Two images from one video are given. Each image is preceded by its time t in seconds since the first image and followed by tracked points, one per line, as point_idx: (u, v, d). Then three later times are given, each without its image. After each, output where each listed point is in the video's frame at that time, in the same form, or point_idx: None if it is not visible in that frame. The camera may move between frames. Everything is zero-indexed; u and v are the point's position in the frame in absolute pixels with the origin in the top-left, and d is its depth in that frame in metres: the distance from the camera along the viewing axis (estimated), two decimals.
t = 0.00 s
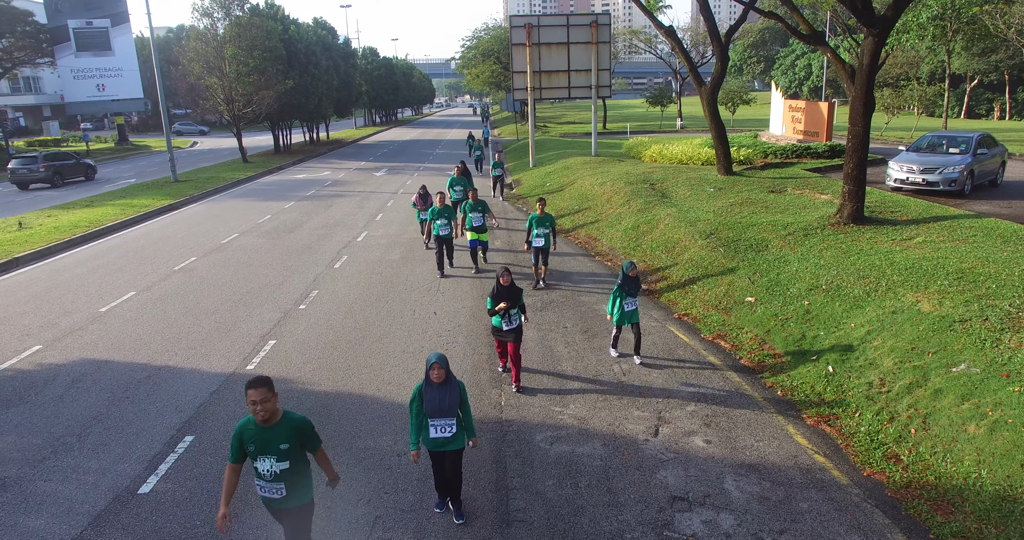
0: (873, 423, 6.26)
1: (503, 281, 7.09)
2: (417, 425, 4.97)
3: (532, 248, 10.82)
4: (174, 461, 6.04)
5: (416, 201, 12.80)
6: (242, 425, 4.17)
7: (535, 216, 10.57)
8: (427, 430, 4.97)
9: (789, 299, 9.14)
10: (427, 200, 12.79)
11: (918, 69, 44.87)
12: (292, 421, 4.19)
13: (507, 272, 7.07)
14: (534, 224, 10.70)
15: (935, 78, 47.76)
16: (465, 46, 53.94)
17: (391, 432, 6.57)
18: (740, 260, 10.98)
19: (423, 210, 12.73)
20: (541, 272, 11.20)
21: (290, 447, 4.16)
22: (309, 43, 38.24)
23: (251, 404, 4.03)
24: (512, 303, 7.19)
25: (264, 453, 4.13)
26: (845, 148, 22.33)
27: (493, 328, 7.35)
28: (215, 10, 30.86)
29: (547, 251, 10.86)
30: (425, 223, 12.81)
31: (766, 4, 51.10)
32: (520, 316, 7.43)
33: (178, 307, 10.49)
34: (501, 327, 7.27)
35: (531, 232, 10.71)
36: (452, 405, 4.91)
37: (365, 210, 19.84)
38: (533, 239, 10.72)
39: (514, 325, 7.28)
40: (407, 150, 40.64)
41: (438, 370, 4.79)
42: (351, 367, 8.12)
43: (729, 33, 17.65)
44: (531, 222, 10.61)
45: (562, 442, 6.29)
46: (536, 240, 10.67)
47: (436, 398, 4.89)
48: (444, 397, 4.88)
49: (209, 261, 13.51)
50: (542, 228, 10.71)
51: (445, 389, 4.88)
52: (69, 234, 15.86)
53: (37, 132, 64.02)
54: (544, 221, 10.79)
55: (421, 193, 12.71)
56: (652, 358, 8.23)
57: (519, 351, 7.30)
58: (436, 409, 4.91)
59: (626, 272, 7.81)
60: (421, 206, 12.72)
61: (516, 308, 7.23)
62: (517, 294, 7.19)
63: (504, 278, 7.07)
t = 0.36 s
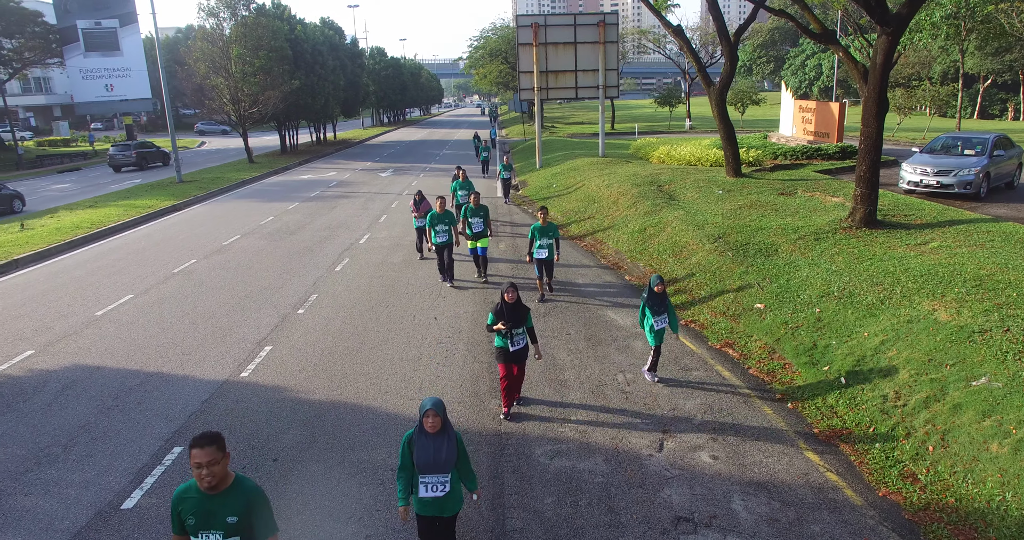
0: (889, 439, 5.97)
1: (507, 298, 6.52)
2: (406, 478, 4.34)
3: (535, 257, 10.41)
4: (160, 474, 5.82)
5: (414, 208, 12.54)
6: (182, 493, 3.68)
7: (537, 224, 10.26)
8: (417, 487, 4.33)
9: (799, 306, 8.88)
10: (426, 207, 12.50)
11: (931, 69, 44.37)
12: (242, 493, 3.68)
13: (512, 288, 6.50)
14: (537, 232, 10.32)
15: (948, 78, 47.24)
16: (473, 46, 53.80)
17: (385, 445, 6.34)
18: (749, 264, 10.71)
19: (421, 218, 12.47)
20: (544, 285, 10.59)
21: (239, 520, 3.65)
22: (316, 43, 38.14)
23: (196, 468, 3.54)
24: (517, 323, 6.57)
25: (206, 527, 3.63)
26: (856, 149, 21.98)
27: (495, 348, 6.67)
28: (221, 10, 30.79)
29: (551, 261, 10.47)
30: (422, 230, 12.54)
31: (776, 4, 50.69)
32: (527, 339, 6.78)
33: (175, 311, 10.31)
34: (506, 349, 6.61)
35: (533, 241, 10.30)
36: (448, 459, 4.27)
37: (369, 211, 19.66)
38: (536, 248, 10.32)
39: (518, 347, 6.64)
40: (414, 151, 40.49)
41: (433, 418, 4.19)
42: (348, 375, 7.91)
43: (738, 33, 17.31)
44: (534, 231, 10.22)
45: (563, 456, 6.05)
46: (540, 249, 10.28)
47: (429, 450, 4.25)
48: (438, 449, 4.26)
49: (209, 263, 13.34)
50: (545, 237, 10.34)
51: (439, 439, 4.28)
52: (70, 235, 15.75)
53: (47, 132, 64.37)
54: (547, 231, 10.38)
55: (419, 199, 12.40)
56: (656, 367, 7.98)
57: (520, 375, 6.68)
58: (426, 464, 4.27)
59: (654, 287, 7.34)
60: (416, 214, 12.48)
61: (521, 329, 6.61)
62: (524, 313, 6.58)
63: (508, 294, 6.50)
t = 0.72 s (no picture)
0: (903, 456, 5.70)
1: (503, 322, 5.95)
2: None
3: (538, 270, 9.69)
4: (142, 489, 5.60)
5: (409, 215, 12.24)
6: None
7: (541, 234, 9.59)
8: None
9: (808, 313, 8.61)
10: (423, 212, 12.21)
11: (939, 69, 43.91)
12: None
13: (508, 311, 5.93)
14: (541, 244, 9.56)
15: (957, 78, 46.78)
16: (478, 46, 53.60)
17: (377, 458, 6.11)
18: (755, 269, 10.44)
19: (416, 224, 12.17)
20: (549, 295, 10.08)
21: None
22: (320, 42, 38.00)
23: None
24: (513, 350, 6.03)
25: None
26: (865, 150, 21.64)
27: (489, 377, 6.13)
28: (224, 9, 30.66)
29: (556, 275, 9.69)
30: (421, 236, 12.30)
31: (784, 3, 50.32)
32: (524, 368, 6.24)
33: (168, 315, 10.10)
34: (500, 379, 6.08)
35: (537, 253, 9.61)
36: None
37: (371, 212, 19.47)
38: (539, 261, 9.61)
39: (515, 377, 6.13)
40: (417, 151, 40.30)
41: (401, 495, 3.61)
42: (342, 383, 7.69)
43: (746, 32, 16.97)
44: (537, 243, 9.56)
45: (560, 471, 5.81)
46: (542, 263, 9.56)
47: (401, 533, 3.70)
48: (411, 529, 3.70)
49: (206, 265, 13.15)
50: (550, 249, 9.60)
51: (412, 518, 3.71)
52: (68, 236, 15.59)
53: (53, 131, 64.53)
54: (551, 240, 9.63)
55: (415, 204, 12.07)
56: (659, 376, 7.74)
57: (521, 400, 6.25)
58: None
59: (679, 307, 6.62)
60: (412, 220, 12.18)
61: (517, 356, 6.07)
62: (521, 338, 6.05)
63: (503, 318, 5.93)
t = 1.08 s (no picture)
0: (927, 478, 5.40)
1: (508, 356, 5.17)
2: None
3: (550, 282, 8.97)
4: (129, 503, 5.40)
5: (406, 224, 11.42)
6: None
7: (552, 243, 8.90)
8: None
9: (823, 321, 8.30)
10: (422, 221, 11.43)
11: (956, 68, 43.20)
12: None
13: (513, 344, 5.16)
14: (552, 252, 8.85)
15: (974, 77, 46.04)
16: (488, 45, 53.39)
17: (373, 472, 5.87)
18: (769, 274, 10.13)
19: (414, 235, 11.35)
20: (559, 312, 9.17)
21: None
22: (329, 42, 37.91)
23: None
24: (520, 389, 5.23)
25: None
26: (881, 151, 21.21)
27: (494, 418, 5.38)
28: (233, 9, 30.62)
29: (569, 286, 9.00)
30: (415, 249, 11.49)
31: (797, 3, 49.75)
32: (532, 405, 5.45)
33: (168, 319, 9.92)
34: (504, 420, 5.30)
35: (548, 263, 8.87)
36: None
37: (378, 213, 19.27)
38: (552, 272, 8.89)
39: (521, 419, 5.29)
40: (427, 151, 40.16)
41: None
42: (341, 392, 7.46)
43: (759, 30, 16.59)
44: (548, 252, 8.85)
45: (564, 490, 5.54)
46: (555, 273, 8.86)
47: None
48: None
49: (208, 268, 12.97)
50: (562, 258, 8.87)
51: None
52: (72, 237, 15.48)
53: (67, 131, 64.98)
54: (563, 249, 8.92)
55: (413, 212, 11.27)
56: (668, 387, 7.45)
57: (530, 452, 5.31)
58: None
59: (722, 338, 5.99)
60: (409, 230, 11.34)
61: (525, 396, 5.27)
62: (529, 374, 5.26)
63: (508, 352, 5.16)
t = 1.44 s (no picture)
0: (964, 508, 5.06)
1: (514, 401, 4.45)
2: None
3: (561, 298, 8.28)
4: (116, 523, 5.16)
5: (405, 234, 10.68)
6: None
7: (564, 257, 8.18)
8: None
9: (847, 333, 7.94)
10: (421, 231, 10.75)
11: (979, 68, 42.30)
12: None
13: (518, 387, 4.39)
14: (565, 267, 8.17)
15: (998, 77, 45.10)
16: (503, 45, 53.12)
17: (373, 491, 5.61)
18: (789, 281, 9.74)
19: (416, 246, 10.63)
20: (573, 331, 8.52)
21: None
22: (342, 42, 37.81)
23: None
24: (523, 437, 4.53)
25: None
26: (903, 153, 20.67)
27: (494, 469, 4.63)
28: (246, 8, 30.59)
29: (583, 303, 8.32)
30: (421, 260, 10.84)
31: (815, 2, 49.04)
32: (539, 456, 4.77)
33: (170, 324, 9.72)
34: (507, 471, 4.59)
35: (560, 278, 8.23)
36: None
37: (389, 215, 19.05)
38: (564, 288, 8.21)
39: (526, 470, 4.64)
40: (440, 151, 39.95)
41: None
42: (343, 403, 7.22)
43: (778, 29, 16.15)
44: (560, 267, 8.16)
45: (573, 513, 5.25)
46: (569, 290, 8.18)
47: None
48: None
49: (215, 270, 12.81)
50: (575, 273, 8.21)
51: None
52: (81, 238, 15.37)
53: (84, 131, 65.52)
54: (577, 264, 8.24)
55: (412, 221, 10.58)
56: (683, 401, 7.12)
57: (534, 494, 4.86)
58: None
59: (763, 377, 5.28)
60: (410, 241, 10.58)
61: (530, 446, 4.58)
62: (536, 421, 4.55)
63: (514, 396, 4.42)
